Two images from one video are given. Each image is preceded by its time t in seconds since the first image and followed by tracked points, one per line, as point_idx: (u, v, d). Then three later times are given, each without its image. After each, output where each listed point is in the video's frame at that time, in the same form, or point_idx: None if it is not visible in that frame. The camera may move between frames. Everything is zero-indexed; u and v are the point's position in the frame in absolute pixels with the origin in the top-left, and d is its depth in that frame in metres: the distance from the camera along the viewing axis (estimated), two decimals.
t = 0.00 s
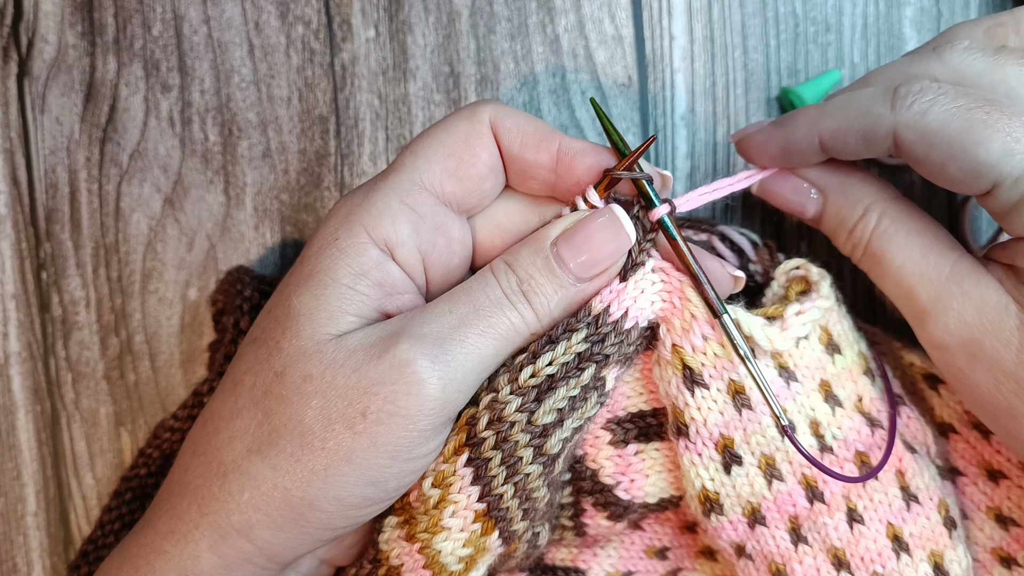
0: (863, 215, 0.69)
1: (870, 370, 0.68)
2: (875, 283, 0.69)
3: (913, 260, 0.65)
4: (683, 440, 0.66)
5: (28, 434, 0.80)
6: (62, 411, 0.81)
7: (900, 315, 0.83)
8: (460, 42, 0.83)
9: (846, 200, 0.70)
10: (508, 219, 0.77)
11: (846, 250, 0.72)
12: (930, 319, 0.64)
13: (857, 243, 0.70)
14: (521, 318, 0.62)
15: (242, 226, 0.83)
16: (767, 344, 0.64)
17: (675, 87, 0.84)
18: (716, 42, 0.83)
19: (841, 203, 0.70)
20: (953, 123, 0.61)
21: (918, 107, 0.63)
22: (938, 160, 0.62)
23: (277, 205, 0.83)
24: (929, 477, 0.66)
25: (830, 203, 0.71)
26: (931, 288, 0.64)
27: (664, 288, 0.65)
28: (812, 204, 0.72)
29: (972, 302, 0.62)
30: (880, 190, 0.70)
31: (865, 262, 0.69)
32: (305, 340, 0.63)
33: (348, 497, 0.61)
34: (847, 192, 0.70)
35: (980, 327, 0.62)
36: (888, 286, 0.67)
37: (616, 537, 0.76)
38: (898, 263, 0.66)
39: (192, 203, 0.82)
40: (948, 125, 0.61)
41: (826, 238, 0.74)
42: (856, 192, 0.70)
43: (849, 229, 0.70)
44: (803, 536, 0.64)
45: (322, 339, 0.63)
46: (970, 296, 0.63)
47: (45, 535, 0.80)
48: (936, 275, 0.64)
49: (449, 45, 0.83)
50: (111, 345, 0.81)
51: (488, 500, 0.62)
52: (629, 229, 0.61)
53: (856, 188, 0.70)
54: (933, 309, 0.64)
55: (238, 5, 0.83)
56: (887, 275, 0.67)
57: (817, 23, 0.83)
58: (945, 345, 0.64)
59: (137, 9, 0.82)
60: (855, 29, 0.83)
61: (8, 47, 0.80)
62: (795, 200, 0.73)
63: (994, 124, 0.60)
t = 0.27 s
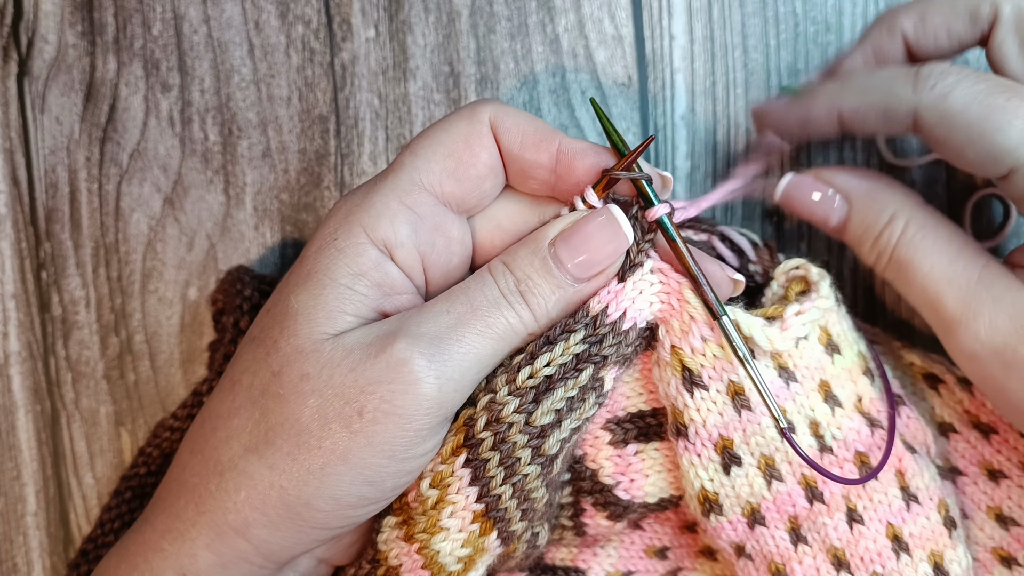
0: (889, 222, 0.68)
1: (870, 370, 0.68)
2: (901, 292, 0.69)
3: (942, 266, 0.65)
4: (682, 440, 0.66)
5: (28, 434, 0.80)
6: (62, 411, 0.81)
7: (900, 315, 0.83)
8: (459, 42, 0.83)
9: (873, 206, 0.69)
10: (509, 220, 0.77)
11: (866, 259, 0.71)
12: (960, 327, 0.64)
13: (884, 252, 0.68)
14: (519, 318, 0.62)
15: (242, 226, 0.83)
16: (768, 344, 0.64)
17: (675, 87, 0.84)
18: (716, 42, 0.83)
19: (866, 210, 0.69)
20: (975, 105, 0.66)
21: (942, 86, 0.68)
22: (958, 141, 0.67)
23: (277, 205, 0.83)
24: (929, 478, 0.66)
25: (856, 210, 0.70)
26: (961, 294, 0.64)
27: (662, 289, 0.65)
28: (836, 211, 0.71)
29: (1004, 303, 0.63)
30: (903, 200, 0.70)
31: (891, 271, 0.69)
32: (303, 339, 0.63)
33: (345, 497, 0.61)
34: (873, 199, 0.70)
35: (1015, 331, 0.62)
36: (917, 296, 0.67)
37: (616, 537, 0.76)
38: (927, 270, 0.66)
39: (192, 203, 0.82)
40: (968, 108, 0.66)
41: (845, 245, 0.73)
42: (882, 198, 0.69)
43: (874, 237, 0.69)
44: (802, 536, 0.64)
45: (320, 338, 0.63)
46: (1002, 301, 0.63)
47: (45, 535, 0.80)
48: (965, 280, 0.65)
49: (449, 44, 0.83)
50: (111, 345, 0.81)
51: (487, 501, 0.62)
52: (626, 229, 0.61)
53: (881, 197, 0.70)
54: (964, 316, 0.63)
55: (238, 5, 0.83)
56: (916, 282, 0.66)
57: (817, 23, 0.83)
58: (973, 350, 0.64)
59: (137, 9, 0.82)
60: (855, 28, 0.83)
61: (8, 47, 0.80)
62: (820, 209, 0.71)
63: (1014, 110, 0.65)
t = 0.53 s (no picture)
0: (948, 179, 0.52)
1: (869, 372, 0.68)
2: (926, 266, 0.55)
3: (998, 246, 0.52)
4: (681, 443, 0.66)
5: (28, 434, 0.80)
6: (62, 411, 0.81)
7: (900, 315, 0.83)
8: (460, 42, 0.83)
9: (937, 153, 0.52)
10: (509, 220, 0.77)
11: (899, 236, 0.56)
12: (996, 313, 0.53)
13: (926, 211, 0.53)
14: (517, 320, 0.62)
15: (242, 226, 0.83)
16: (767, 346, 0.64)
17: (675, 87, 0.84)
18: (716, 42, 0.83)
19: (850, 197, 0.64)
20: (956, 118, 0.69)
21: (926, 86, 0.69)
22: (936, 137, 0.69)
23: (277, 205, 0.83)
24: (929, 479, 0.65)
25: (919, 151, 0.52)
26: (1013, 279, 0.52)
27: (660, 292, 0.65)
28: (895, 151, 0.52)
29: None
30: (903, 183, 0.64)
31: (935, 237, 0.53)
32: (301, 339, 0.63)
33: (342, 497, 0.61)
34: (937, 145, 0.53)
35: None
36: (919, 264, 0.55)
37: (616, 537, 0.76)
38: (976, 240, 0.52)
39: (191, 203, 0.82)
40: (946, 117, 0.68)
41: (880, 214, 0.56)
42: (946, 149, 0.53)
43: (928, 186, 0.52)
44: (801, 537, 0.64)
45: (318, 339, 0.63)
46: None
47: (45, 535, 0.80)
48: (1021, 266, 0.52)
49: (449, 44, 0.83)
50: (111, 345, 0.81)
51: (485, 503, 0.62)
52: (625, 231, 0.60)
53: (945, 148, 0.53)
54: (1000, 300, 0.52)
55: (238, 5, 0.83)
56: (932, 248, 0.54)
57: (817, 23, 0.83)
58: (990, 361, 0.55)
59: (137, 9, 0.82)
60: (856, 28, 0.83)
61: (8, 47, 0.80)
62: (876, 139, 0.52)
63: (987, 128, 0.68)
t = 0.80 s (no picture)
0: (775, 269, 0.66)
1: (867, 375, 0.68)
2: (791, 340, 0.66)
3: (833, 314, 0.62)
4: (678, 447, 0.66)
5: (28, 434, 0.80)
6: (62, 411, 0.81)
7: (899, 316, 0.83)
8: (460, 42, 0.83)
9: (756, 255, 0.67)
10: (509, 221, 0.77)
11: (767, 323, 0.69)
12: (856, 374, 0.61)
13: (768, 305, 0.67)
14: (515, 323, 0.62)
15: (242, 226, 0.83)
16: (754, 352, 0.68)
17: (674, 88, 0.84)
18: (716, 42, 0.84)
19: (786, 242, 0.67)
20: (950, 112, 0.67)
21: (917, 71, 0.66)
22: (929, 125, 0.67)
23: (277, 205, 0.83)
24: (927, 481, 0.65)
25: (740, 260, 0.68)
26: (855, 342, 0.61)
27: (658, 298, 0.65)
28: (722, 262, 0.69)
29: (900, 346, 0.59)
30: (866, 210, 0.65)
31: (777, 324, 0.66)
32: (298, 340, 0.63)
33: (339, 499, 0.61)
34: (757, 247, 0.68)
35: (911, 372, 0.59)
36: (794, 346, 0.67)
37: (616, 537, 0.76)
38: (814, 318, 0.63)
39: (191, 203, 0.82)
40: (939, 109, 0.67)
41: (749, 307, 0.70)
42: (766, 246, 0.67)
43: (761, 286, 0.67)
44: (798, 539, 0.65)
45: (315, 340, 0.63)
46: (893, 344, 0.60)
47: (45, 535, 0.80)
48: (887, 354, 0.59)
49: (449, 44, 0.83)
50: (111, 345, 0.81)
51: (483, 506, 0.62)
52: (625, 235, 0.60)
53: (769, 243, 0.67)
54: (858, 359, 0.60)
55: (238, 5, 0.83)
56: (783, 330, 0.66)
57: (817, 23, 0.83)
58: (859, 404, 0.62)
59: (137, 9, 0.82)
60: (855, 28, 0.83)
61: (8, 47, 0.80)
62: (703, 257, 0.70)
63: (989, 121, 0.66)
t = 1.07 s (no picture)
0: (868, 211, 0.59)
1: (864, 373, 0.68)
2: (871, 292, 0.60)
3: (929, 257, 0.57)
4: (679, 445, 0.66)
5: (28, 434, 0.80)
6: (62, 411, 0.81)
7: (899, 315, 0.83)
8: (460, 42, 0.83)
9: (847, 196, 0.59)
10: (510, 222, 0.78)
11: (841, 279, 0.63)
12: (949, 322, 0.57)
13: (858, 253, 0.59)
14: (516, 323, 0.62)
15: (242, 226, 0.83)
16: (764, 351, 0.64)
17: (675, 87, 0.84)
18: (716, 42, 0.84)
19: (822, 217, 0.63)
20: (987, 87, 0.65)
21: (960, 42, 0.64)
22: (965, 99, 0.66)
23: (277, 205, 0.83)
24: (927, 480, 0.65)
25: (829, 203, 0.60)
26: (953, 285, 0.57)
27: (659, 297, 0.65)
28: (807, 207, 0.61)
29: (998, 289, 0.57)
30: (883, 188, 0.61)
31: (869, 272, 0.59)
32: (299, 340, 0.63)
33: (339, 499, 0.61)
34: (845, 187, 0.60)
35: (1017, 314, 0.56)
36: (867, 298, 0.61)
37: (616, 537, 0.76)
38: (908, 262, 0.57)
39: (191, 203, 0.82)
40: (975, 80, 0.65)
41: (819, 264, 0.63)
42: (855, 187, 0.60)
43: (850, 230, 0.59)
44: (799, 538, 0.65)
45: (316, 340, 0.63)
46: (993, 289, 0.57)
47: (45, 535, 0.80)
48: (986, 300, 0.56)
49: (449, 44, 0.83)
50: (111, 345, 0.81)
51: (483, 505, 0.62)
52: (625, 235, 0.61)
53: (855, 183, 0.60)
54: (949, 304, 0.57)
55: (238, 5, 0.83)
56: (876, 280, 0.59)
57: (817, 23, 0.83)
58: (950, 353, 0.58)
59: (137, 9, 0.82)
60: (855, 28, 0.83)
61: (8, 47, 0.80)
62: (789, 200, 0.61)
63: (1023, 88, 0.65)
